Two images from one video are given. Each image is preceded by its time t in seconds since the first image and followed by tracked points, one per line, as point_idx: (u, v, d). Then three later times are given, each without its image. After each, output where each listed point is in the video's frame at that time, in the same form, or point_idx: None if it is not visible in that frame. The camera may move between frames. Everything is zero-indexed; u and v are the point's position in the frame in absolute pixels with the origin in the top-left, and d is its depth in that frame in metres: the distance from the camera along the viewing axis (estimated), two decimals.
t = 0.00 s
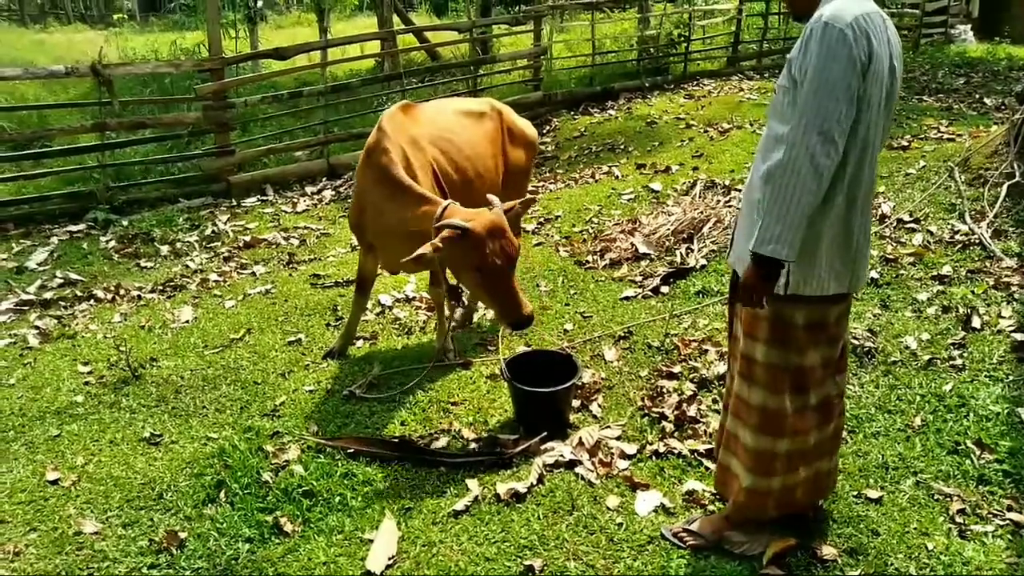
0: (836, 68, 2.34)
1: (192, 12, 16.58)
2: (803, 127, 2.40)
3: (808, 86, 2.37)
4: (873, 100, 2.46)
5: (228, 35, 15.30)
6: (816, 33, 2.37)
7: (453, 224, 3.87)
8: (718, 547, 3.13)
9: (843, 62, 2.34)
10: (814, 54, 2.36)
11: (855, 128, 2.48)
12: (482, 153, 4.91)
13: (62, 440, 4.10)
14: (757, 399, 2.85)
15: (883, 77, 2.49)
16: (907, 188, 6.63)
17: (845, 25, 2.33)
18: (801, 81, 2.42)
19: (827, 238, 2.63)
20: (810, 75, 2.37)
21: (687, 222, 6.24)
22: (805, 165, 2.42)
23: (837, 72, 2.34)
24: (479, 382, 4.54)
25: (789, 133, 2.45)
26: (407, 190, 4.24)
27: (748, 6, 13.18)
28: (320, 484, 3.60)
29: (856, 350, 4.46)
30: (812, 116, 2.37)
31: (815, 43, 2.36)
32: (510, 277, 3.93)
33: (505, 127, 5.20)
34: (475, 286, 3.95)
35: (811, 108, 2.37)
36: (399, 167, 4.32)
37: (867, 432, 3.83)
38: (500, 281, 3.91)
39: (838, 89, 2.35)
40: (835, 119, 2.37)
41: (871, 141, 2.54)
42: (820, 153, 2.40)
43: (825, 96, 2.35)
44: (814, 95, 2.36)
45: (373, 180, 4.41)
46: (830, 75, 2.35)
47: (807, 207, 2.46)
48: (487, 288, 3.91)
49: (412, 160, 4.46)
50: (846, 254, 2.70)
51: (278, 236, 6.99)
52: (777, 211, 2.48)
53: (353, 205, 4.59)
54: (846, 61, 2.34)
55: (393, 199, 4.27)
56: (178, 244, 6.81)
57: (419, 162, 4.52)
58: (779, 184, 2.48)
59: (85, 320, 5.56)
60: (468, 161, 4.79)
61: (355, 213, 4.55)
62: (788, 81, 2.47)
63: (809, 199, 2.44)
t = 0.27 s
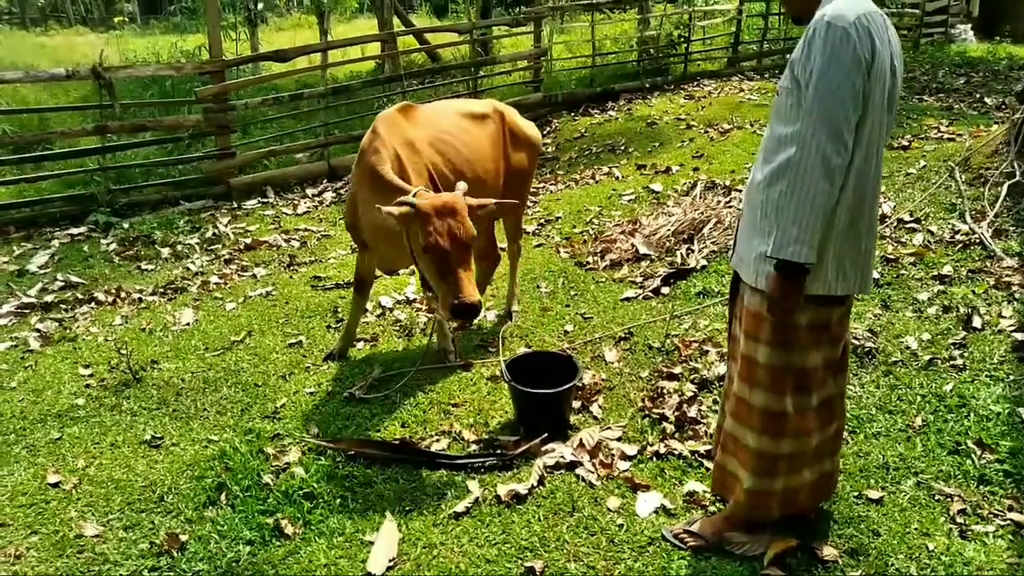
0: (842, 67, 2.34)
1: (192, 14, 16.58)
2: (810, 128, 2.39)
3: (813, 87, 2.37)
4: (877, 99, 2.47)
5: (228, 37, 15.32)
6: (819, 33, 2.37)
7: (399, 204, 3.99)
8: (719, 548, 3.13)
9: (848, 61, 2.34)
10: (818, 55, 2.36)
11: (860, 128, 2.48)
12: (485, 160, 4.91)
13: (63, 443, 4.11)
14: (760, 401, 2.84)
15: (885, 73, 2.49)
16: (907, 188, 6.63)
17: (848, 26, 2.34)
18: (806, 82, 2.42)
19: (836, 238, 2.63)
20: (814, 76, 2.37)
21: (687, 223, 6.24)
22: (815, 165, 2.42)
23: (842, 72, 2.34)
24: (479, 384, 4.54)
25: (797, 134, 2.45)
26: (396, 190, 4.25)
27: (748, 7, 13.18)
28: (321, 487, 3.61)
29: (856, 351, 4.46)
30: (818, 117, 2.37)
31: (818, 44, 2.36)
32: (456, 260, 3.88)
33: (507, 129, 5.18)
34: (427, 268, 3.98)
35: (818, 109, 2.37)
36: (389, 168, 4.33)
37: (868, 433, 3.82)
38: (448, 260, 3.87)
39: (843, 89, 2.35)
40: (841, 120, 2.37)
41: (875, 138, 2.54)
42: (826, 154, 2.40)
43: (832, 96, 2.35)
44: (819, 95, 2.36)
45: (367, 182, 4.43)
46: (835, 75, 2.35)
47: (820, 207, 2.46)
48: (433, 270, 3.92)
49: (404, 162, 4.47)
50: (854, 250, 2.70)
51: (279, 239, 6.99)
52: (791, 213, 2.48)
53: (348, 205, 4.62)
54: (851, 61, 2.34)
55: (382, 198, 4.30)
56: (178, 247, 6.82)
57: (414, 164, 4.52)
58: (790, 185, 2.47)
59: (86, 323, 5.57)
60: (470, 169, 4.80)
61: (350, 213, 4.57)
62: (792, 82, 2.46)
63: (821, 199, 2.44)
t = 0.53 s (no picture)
0: (841, 66, 2.34)
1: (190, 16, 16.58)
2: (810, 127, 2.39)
3: (812, 85, 2.37)
4: (877, 98, 2.47)
5: (226, 39, 15.31)
6: (819, 32, 2.37)
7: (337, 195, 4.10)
8: (719, 548, 3.13)
9: (847, 60, 2.34)
10: (817, 54, 2.37)
11: (861, 127, 2.48)
12: (481, 162, 4.89)
13: (62, 445, 4.11)
14: (759, 401, 2.84)
15: (885, 74, 2.50)
16: (906, 188, 6.64)
17: (848, 24, 2.34)
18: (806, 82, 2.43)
19: (836, 237, 2.63)
20: (813, 75, 2.37)
21: (686, 224, 6.24)
22: (815, 164, 2.42)
23: (842, 70, 2.34)
24: (478, 384, 4.54)
25: (797, 133, 2.45)
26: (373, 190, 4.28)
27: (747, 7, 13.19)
28: (320, 488, 3.60)
29: (855, 351, 4.46)
30: (818, 115, 2.37)
31: (819, 42, 2.36)
32: (356, 270, 3.96)
33: (505, 130, 5.16)
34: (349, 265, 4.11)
35: (818, 107, 2.37)
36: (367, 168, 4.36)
37: (867, 432, 3.83)
38: (367, 268, 3.98)
39: (842, 88, 2.35)
40: (841, 118, 2.37)
41: (875, 137, 2.55)
42: (826, 152, 2.40)
43: (830, 94, 2.35)
44: (819, 94, 2.36)
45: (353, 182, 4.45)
46: (836, 73, 2.35)
47: (815, 206, 2.46)
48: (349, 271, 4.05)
49: (390, 162, 4.48)
50: (854, 250, 2.70)
51: (278, 240, 6.99)
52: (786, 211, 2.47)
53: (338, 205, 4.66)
54: (851, 60, 2.34)
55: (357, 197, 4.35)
56: (177, 248, 6.81)
57: (402, 165, 4.53)
58: (789, 184, 2.47)
59: (85, 325, 5.56)
60: (465, 171, 4.78)
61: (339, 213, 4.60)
62: (792, 81, 2.46)
63: (818, 197, 2.44)
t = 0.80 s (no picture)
0: (839, 66, 2.34)
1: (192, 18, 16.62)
2: (808, 127, 2.39)
3: (810, 85, 2.37)
4: (875, 99, 2.47)
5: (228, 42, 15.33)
6: (818, 32, 2.37)
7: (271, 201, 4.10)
8: (720, 549, 3.13)
9: (847, 61, 2.34)
10: (815, 55, 2.37)
11: (859, 128, 2.48)
12: (477, 164, 4.87)
13: (64, 447, 4.11)
14: (761, 402, 2.84)
15: (884, 74, 2.50)
16: (907, 189, 6.63)
17: (846, 24, 2.34)
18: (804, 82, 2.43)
19: (835, 238, 2.62)
20: (812, 75, 2.37)
21: (687, 225, 6.24)
22: (814, 164, 2.42)
23: (840, 71, 2.34)
24: (479, 386, 4.54)
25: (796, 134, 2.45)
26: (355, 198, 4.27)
27: (748, 8, 13.19)
28: (321, 490, 3.60)
29: (856, 352, 4.46)
30: (816, 115, 2.37)
31: (818, 42, 2.36)
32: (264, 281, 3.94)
33: (503, 132, 5.13)
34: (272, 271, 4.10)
35: (817, 106, 2.37)
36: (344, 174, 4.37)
37: (868, 433, 3.82)
38: (280, 279, 3.96)
39: (841, 88, 2.35)
40: (839, 117, 2.37)
41: (874, 138, 2.55)
42: (825, 152, 2.40)
43: (828, 94, 2.35)
44: (818, 94, 2.36)
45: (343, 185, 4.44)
46: (834, 74, 2.35)
47: (813, 207, 2.46)
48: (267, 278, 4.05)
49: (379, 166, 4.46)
50: (853, 251, 2.70)
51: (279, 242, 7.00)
52: (783, 211, 2.47)
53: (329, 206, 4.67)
54: (848, 60, 2.34)
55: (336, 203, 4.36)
56: (179, 251, 6.82)
57: (393, 168, 4.51)
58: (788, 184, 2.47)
59: (87, 327, 5.57)
60: (459, 173, 4.76)
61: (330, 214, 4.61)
62: (791, 81, 2.47)
63: (814, 197, 2.44)
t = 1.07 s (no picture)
0: (836, 69, 2.35)
1: (191, 19, 16.61)
2: (807, 130, 2.39)
3: (808, 87, 2.38)
4: (871, 101, 2.47)
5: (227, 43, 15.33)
6: (816, 35, 2.37)
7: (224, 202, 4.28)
8: (718, 551, 3.13)
9: (844, 63, 2.35)
10: (812, 57, 2.37)
11: (856, 130, 2.48)
12: (466, 165, 4.84)
13: (62, 448, 4.11)
14: (758, 403, 2.84)
15: (880, 75, 2.51)
16: (905, 190, 6.64)
17: (843, 27, 2.34)
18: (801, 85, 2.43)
19: (834, 239, 2.63)
20: (809, 77, 2.38)
21: (686, 227, 6.25)
22: (812, 167, 2.42)
23: (838, 73, 2.35)
24: (478, 387, 4.54)
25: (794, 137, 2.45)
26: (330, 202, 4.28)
27: (747, 10, 13.21)
28: (319, 491, 3.60)
29: (854, 353, 4.47)
30: (814, 117, 2.37)
31: (815, 45, 2.36)
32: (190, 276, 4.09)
33: (497, 133, 5.10)
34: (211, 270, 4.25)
35: (815, 109, 2.37)
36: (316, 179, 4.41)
37: (866, 435, 3.83)
38: (206, 280, 4.07)
39: (838, 91, 2.36)
40: (837, 119, 2.37)
41: (870, 140, 2.55)
42: (823, 155, 2.41)
43: (825, 97, 2.36)
44: (815, 96, 2.37)
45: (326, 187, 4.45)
46: (831, 76, 2.35)
47: (813, 208, 2.46)
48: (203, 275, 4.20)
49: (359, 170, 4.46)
50: (851, 253, 2.70)
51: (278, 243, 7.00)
52: (783, 214, 2.47)
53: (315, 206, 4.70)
54: (846, 62, 2.35)
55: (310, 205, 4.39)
56: (177, 252, 6.83)
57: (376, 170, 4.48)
58: (787, 187, 2.47)
59: (85, 328, 5.57)
60: (447, 175, 4.73)
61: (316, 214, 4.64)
62: (788, 84, 2.47)
63: (814, 200, 2.44)
